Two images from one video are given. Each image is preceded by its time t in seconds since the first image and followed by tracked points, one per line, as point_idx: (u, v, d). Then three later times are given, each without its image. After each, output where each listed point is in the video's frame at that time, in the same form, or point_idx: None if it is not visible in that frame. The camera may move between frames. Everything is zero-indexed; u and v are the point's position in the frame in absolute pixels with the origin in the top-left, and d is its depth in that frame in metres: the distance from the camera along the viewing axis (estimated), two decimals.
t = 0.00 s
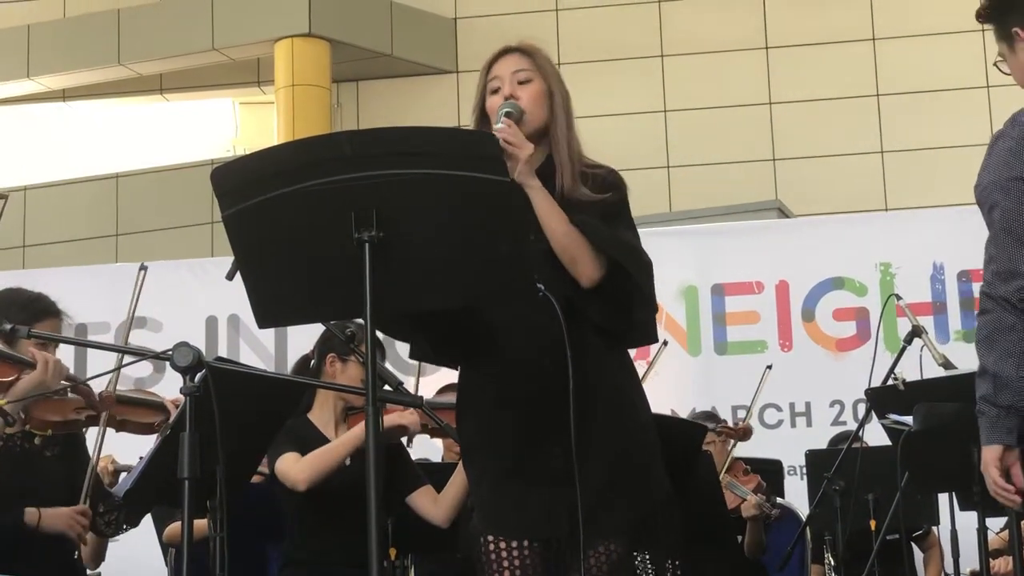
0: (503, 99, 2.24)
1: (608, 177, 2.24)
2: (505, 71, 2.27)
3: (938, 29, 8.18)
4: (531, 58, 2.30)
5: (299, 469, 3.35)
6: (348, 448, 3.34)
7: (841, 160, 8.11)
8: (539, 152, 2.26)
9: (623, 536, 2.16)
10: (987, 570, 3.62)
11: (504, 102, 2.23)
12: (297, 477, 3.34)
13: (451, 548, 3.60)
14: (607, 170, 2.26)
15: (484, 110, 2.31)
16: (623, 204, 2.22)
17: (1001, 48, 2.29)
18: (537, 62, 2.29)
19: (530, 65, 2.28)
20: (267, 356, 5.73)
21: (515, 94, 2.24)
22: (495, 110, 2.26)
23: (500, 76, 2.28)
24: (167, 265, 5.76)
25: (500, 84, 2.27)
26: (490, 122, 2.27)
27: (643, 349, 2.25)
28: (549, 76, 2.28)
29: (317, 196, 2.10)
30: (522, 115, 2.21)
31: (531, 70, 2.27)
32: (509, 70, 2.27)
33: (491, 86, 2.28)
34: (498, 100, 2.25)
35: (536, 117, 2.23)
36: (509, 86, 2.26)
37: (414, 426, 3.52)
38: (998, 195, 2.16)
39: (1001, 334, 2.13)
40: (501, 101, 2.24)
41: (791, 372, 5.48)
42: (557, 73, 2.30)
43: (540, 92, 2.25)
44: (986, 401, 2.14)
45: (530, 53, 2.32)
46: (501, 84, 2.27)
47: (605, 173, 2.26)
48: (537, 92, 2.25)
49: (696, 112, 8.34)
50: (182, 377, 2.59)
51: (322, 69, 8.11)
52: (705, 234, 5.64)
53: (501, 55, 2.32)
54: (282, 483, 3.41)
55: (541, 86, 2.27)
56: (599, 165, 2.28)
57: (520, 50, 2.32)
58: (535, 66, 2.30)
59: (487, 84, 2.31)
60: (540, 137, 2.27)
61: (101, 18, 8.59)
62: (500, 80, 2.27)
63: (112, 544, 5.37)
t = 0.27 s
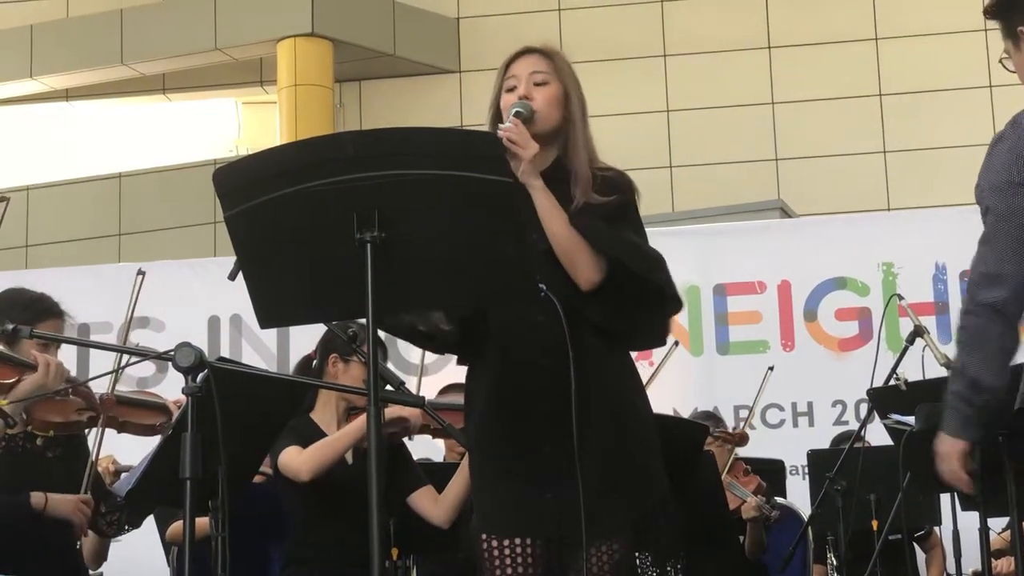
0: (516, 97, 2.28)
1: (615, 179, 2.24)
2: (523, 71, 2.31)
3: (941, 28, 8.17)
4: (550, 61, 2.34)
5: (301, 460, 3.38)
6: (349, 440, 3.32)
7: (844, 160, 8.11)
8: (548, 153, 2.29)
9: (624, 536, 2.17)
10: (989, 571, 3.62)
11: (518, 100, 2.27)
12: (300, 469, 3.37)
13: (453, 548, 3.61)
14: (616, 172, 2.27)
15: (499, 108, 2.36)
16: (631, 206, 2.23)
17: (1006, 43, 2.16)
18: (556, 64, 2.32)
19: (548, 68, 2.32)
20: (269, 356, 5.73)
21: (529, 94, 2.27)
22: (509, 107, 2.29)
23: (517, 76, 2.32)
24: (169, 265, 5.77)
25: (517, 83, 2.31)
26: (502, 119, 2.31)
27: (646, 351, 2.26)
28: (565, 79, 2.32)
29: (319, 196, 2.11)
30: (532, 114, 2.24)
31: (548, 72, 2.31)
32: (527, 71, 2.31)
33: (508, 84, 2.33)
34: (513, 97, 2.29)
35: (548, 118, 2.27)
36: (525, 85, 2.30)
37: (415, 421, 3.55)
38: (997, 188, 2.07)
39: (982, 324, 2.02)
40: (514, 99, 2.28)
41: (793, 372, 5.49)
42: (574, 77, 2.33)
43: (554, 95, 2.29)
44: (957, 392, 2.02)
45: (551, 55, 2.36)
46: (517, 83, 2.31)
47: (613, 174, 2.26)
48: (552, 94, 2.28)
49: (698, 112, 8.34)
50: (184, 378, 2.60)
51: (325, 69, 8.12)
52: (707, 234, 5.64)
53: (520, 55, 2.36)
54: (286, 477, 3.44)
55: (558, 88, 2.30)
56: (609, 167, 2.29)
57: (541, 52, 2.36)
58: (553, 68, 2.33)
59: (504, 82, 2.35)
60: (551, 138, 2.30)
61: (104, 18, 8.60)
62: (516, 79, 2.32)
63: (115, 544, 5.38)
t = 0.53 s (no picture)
0: (527, 94, 2.37)
1: (620, 178, 2.31)
2: (536, 69, 2.40)
3: (945, 28, 8.16)
4: (564, 61, 2.42)
5: (307, 453, 3.35)
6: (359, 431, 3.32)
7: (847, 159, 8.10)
8: (556, 150, 2.39)
9: (628, 534, 2.17)
10: (993, 571, 3.62)
11: (529, 98, 2.36)
12: (306, 461, 3.34)
13: (457, 548, 3.61)
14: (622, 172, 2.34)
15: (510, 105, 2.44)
16: (639, 206, 2.28)
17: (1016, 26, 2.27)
18: (569, 66, 2.41)
19: (560, 69, 2.41)
20: (272, 356, 5.73)
21: (540, 92, 2.36)
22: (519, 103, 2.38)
23: (530, 73, 2.40)
24: (174, 265, 5.77)
25: (529, 80, 2.40)
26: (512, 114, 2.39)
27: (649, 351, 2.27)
28: (577, 80, 2.41)
29: (322, 194, 2.11)
30: (541, 111, 2.33)
31: (560, 73, 2.40)
32: (540, 69, 2.40)
33: (520, 81, 2.41)
34: (524, 94, 2.38)
35: (557, 115, 2.35)
36: (537, 83, 2.38)
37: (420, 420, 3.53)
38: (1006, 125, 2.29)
39: (905, 179, 2.32)
40: (525, 96, 2.37)
41: (797, 372, 5.49)
42: (586, 79, 2.42)
43: (564, 94, 2.38)
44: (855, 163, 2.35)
45: (564, 57, 2.44)
46: (529, 80, 2.40)
47: (619, 174, 2.33)
48: (563, 93, 2.38)
49: (702, 112, 8.33)
50: (188, 377, 2.60)
51: (328, 69, 8.12)
52: (711, 233, 5.63)
53: (534, 54, 2.45)
54: (291, 472, 3.41)
55: (568, 89, 2.39)
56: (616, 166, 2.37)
57: (555, 52, 2.44)
58: (566, 68, 2.42)
59: (517, 79, 2.44)
60: (560, 136, 2.39)
61: (107, 18, 8.60)
62: (529, 77, 2.40)
63: (119, 543, 5.39)
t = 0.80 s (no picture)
0: (531, 89, 2.39)
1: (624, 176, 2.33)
2: (540, 64, 2.43)
3: (948, 25, 8.15)
4: (568, 58, 2.45)
5: (312, 449, 3.37)
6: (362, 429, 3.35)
7: (850, 157, 8.09)
8: (559, 146, 2.40)
9: (630, 532, 2.17)
10: (996, 569, 3.61)
11: (533, 92, 2.38)
12: (311, 457, 3.35)
13: (460, 545, 3.61)
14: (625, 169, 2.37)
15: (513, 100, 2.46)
16: (643, 204, 2.31)
17: None
18: (573, 63, 2.45)
19: (565, 65, 2.44)
20: (275, 353, 5.74)
21: (544, 87, 2.39)
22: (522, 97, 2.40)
23: (534, 68, 2.43)
24: (177, 262, 5.78)
25: (533, 74, 2.42)
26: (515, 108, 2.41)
27: (652, 348, 2.28)
28: (581, 76, 2.44)
29: (325, 191, 2.12)
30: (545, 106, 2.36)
31: (564, 69, 2.43)
32: (544, 65, 2.42)
33: (524, 76, 2.43)
34: (527, 88, 2.40)
35: (560, 111, 2.38)
36: (540, 77, 2.40)
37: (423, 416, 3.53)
38: None
39: (910, 88, 2.21)
40: (529, 91, 2.39)
41: (800, 370, 5.49)
42: (589, 76, 2.45)
43: (568, 90, 2.40)
44: (881, 39, 2.23)
45: (569, 53, 2.47)
46: (533, 75, 2.42)
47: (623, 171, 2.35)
48: (566, 89, 2.40)
49: (705, 109, 8.33)
50: (190, 375, 2.60)
51: (332, 66, 8.12)
52: (713, 230, 5.63)
53: (538, 49, 2.47)
54: (296, 469, 3.42)
55: (572, 85, 2.42)
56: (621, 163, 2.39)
57: (559, 48, 2.47)
58: (569, 64, 2.45)
59: (521, 74, 2.46)
60: (563, 131, 2.41)
61: (110, 15, 8.61)
62: (533, 72, 2.42)
63: (121, 540, 5.40)
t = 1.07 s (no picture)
0: (533, 85, 2.38)
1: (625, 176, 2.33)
2: (543, 60, 2.43)
3: (949, 21, 8.15)
4: (570, 54, 2.46)
5: (320, 442, 3.34)
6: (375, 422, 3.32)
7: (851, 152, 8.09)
8: (560, 145, 2.40)
9: (631, 531, 2.18)
10: (997, 565, 3.61)
11: (535, 89, 2.38)
12: (319, 449, 3.32)
13: (462, 541, 3.60)
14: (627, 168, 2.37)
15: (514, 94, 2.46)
16: (646, 203, 2.30)
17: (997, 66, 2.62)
18: (575, 60, 2.45)
19: (567, 62, 2.44)
20: (277, 349, 5.74)
21: (546, 84, 2.38)
22: (524, 93, 2.40)
23: (537, 64, 2.43)
24: (178, 258, 5.78)
25: (535, 70, 2.42)
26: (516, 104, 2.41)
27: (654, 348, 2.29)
28: (582, 73, 2.44)
29: (326, 186, 2.12)
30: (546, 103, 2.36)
31: (567, 66, 2.43)
32: (547, 61, 2.43)
33: (525, 71, 2.43)
34: (529, 84, 2.40)
35: (561, 108, 2.38)
36: (543, 74, 2.40)
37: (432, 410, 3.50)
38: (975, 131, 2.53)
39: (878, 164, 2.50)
40: (531, 87, 2.39)
41: (802, 365, 5.49)
42: (592, 73, 2.45)
43: (569, 87, 2.40)
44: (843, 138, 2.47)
45: (570, 49, 2.47)
46: (535, 71, 2.42)
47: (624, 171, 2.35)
48: (567, 86, 2.40)
49: (706, 105, 8.32)
50: (191, 370, 2.60)
51: (333, 62, 8.12)
52: (715, 226, 5.62)
53: (540, 45, 2.47)
54: (304, 460, 3.39)
55: (574, 81, 2.42)
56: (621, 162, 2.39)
57: (561, 44, 2.47)
58: (570, 61, 2.45)
59: (522, 69, 2.46)
60: (564, 129, 2.40)
61: (112, 11, 8.60)
62: (535, 68, 2.43)
63: (123, 536, 5.40)
